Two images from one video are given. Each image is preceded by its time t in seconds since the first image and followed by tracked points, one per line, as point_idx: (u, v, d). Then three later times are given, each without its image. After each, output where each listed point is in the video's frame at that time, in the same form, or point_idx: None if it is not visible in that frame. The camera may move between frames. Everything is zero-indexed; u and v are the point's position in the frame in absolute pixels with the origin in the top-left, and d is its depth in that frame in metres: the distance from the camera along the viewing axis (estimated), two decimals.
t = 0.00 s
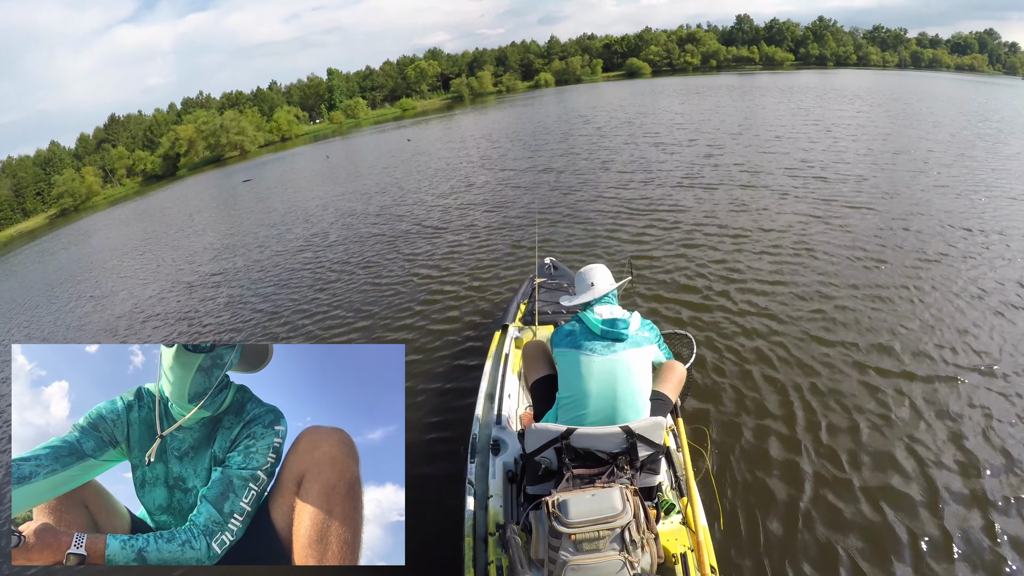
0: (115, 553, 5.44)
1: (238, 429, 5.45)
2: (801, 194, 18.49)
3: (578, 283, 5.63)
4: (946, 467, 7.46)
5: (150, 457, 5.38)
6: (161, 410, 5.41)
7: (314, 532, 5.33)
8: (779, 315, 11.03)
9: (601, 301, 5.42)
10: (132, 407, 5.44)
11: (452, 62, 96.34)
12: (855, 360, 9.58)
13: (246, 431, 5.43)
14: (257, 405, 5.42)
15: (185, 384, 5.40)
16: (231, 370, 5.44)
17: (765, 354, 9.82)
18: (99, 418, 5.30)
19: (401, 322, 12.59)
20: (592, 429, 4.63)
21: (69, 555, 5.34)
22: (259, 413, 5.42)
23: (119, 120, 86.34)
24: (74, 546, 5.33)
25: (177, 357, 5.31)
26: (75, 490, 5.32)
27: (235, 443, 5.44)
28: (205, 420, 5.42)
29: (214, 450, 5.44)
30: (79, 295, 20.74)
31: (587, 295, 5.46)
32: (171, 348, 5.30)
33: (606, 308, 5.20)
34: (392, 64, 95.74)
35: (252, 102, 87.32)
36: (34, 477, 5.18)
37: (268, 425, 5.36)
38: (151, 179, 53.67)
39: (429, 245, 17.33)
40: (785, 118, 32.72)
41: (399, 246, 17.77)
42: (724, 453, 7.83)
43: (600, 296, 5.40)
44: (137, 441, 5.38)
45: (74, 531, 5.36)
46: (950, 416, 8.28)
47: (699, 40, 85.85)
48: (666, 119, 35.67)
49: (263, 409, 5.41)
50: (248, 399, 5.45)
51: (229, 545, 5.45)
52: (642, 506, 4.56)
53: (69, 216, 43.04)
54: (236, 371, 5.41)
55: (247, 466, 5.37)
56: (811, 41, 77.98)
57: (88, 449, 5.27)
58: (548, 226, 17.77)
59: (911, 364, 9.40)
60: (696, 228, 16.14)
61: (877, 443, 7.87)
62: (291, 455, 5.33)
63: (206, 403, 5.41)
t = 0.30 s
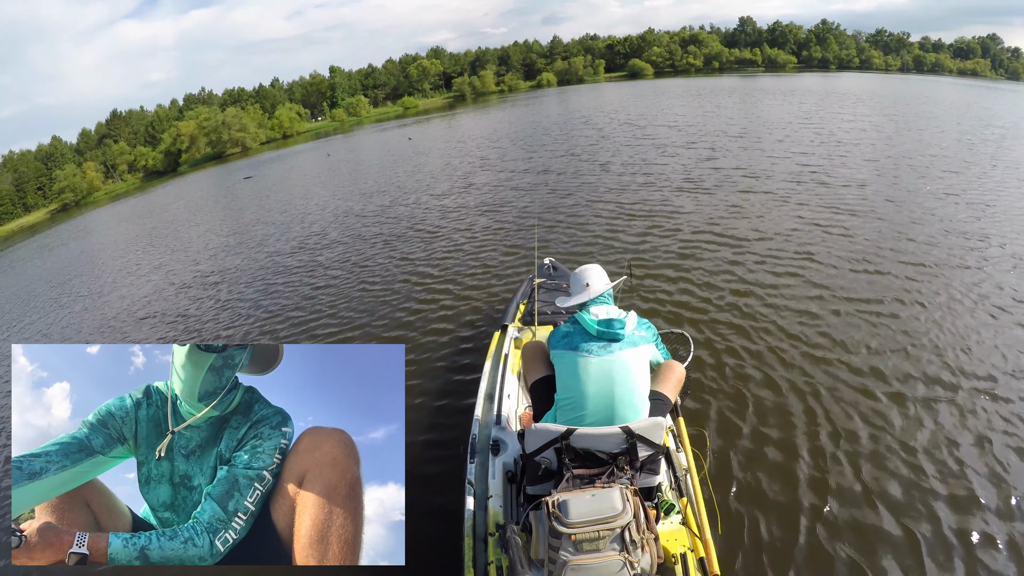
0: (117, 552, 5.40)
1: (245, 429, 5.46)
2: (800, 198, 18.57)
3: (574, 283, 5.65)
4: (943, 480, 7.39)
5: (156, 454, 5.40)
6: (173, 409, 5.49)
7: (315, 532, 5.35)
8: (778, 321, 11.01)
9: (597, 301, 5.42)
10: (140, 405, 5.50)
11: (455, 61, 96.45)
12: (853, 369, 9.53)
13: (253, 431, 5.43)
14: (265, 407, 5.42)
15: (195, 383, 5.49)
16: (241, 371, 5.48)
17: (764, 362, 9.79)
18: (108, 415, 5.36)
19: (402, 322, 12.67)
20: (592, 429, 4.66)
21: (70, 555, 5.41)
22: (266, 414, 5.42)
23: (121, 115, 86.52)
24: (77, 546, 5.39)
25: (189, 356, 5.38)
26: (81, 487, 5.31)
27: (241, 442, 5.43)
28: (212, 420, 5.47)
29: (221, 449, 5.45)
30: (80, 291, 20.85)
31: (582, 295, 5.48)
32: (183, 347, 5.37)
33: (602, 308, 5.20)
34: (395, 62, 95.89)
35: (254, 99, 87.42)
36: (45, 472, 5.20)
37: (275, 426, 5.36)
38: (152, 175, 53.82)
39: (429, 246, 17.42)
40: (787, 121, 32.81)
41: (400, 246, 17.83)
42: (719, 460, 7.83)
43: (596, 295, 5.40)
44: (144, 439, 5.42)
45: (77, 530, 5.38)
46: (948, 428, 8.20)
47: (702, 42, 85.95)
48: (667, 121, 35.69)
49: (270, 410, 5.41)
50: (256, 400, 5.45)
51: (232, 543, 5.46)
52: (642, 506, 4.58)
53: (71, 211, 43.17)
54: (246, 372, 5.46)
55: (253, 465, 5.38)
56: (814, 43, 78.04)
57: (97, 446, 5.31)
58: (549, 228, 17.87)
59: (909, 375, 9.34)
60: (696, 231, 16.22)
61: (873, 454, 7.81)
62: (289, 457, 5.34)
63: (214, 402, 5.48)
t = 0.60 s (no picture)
0: (123, 548, 5.47)
1: (255, 430, 5.48)
2: (803, 198, 18.55)
3: (565, 283, 5.64)
4: (951, 494, 7.14)
5: (168, 448, 5.47)
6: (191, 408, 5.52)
7: (315, 532, 5.36)
8: (782, 327, 10.77)
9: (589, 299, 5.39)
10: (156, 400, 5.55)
11: (458, 59, 96.49)
12: (860, 379, 9.24)
13: (263, 432, 5.46)
14: (276, 410, 5.50)
15: (213, 382, 5.48)
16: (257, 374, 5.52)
17: (768, 371, 9.51)
18: (125, 406, 5.45)
19: (404, 322, 12.73)
20: (593, 429, 4.66)
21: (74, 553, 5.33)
22: (277, 417, 5.49)
23: (127, 116, 87.01)
24: (83, 543, 5.35)
25: (209, 357, 5.37)
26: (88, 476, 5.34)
27: (251, 442, 5.45)
28: (224, 419, 5.50)
29: (230, 448, 5.48)
30: (85, 291, 21.02)
31: (575, 295, 5.47)
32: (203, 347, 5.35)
33: (594, 307, 5.16)
34: (399, 62, 96.07)
35: (259, 98, 87.70)
36: (64, 455, 5.30)
37: (285, 430, 5.42)
38: (157, 175, 54.11)
39: (432, 246, 17.48)
40: (790, 120, 32.74)
41: (403, 246, 17.90)
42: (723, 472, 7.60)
43: (587, 294, 5.40)
44: (157, 433, 5.48)
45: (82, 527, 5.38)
46: (957, 441, 7.92)
47: (706, 40, 85.72)
48: (670, 121, 35.55)
49: (281, 413, 5.49)
50: (268, 403, 5.52)
51: (237, 540, 5.47)
52: (642, 506, 4.57)
53: (76, 210, 43.45)
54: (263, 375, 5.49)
55: (261, 467, 5.38)
56: (819, 41, 77.66)
57: (113, 434, 5.40)
58: (551, 229, 17.91)
59: (921, 381, 9.13)
60: (698, 231, 16.23)
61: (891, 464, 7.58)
62: (289, 459, 5.37)
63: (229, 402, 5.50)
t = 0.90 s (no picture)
0: (140, 536, 5.43)
1: (261, 435, 5.45)
2: (802, 203, 18.66)
3: (558, 282, 5.58)
4: (957, 514, 6.98)
5: (177, 446, 5.50)
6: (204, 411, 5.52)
7: (316, 533, 5.42)
8: (785, 337, 10.66)
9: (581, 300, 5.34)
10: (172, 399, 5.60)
11: (461, 59, 96.56)
12: (868, 393, 9.09)
13: (269, 436, 5.44)
14: (283, 415, 5.45)
15: (227, 387, 5.52)
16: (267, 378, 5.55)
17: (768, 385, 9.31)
18: (142, 401, 5.52)
19: (405, 322, 12.82)
20: (592, 430, 4.71)
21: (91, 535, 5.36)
22: (283, 421, 5.45)
23: (129, 111, 87.14)
24: (100, 527, 5.34)
25: (221, 362, 5.45)
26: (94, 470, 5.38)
27: (257, 446, 5.43)
28: (231, 422, 5.46)
29: (237, 450, 5.43)
30: (86, 286, 21.09)
31: (566, 295, 5.39)
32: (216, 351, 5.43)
33: (585, 311, 5.18)
34: (401, 60, 96.22)
35: (261, 95, 87.84)
36: (85, 436, 5.37)
37: (292, 433, 5.38)
38: (158, 170, 54.23)
39: (432, 246, 17.58)
40: (791, 124, 32.85)
41: (404, 246, 17.99)
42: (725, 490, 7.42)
43: (579, 294, 5.33)
44: (167, 431, 5.51)
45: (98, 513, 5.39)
46: (961, 457, 7.77)
47: (709, 43, 85.85)
48: (671, 124, 35.57)
49: (289, 418, 5.45)
50: (276, 408, 5.46)
51: (246, 537, 5.46)
52: (642, 506, 4.61)
53: (77, 204, 43.53)
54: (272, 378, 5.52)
55: (269, 468, 5.38)
56: (822, 45, 77.75)
57: (131, 426, 5.49)
58: (552, 231, 17.99)
59: (928, 391, 9.07)
60: (698, 235, 16.33)
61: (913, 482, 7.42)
62: (291, 460, 5.36)
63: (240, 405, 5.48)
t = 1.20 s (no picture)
0: (148, 509, 5.23)
1: (262, 436, 5.53)
2: (799, 215, 18.86)
3: (553, 282, 5.59)
4: (953, 542, 7.02)
5: (182, 442, 5.46)
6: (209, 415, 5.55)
7: (314, 534, 5.49)
8: (781, 353, 10.62)
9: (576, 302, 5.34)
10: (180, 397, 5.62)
11: (463, 57, 96.60)
12: (867, 413, 9.09)
13: (270, 437, 5.51)
14: (285, 416, 5.53)
15: (230, 387, 5.57)
16: (268, 379, 5.62)
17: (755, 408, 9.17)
18: (155, 392, 5.51)
19: (403, 319, 12.88)
20: (590, 432, 4.76)
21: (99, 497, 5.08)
22: (285, 422, 5.53)
23: (126, 97, 86.56)
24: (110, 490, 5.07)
25: (224, 361, 5.49)
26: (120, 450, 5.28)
27: (258, 446, 5.50)
28: (234, 423, 5.53)
29: (239, 450, 5.47)
30: (81, 272, 21.01)
31: (561, 296, 5.42)
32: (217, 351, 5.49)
33: (578, 315, 5.14)
34: (403, 56, 96.07)
35: (261, 86, 87.50)
36: (102, 409, 5.34)
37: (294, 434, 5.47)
38: (155, 157, 53.96)
39: (432, 245, 17.65)
40: (790, 134, 33.11)
41: (403, 243, 18.06)
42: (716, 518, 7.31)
43: (574, 296, 5.35)
44: (175, 424, 5.48)
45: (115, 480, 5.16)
46: (967, 483, 7.82)
47: (710, 50, 86.22)
48: (670, 130, 35.65)
49: (290, 419, 5.53)
50: (278, 411, 5.56)
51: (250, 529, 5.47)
52: (642, 507, 4.68)
53: (71, 189, 43.25)
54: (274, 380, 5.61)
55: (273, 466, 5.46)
56: (822, 57, 78.23)
57: (142, 414, 5.44)
58: (550, 233, 18.10)
59: (925, 410, 9.16)
60: (695, 243, 16.47)
61: (928, 512, 7.39)
62: (290, 462, 5.45)
63: (244, 405, 5.57)
